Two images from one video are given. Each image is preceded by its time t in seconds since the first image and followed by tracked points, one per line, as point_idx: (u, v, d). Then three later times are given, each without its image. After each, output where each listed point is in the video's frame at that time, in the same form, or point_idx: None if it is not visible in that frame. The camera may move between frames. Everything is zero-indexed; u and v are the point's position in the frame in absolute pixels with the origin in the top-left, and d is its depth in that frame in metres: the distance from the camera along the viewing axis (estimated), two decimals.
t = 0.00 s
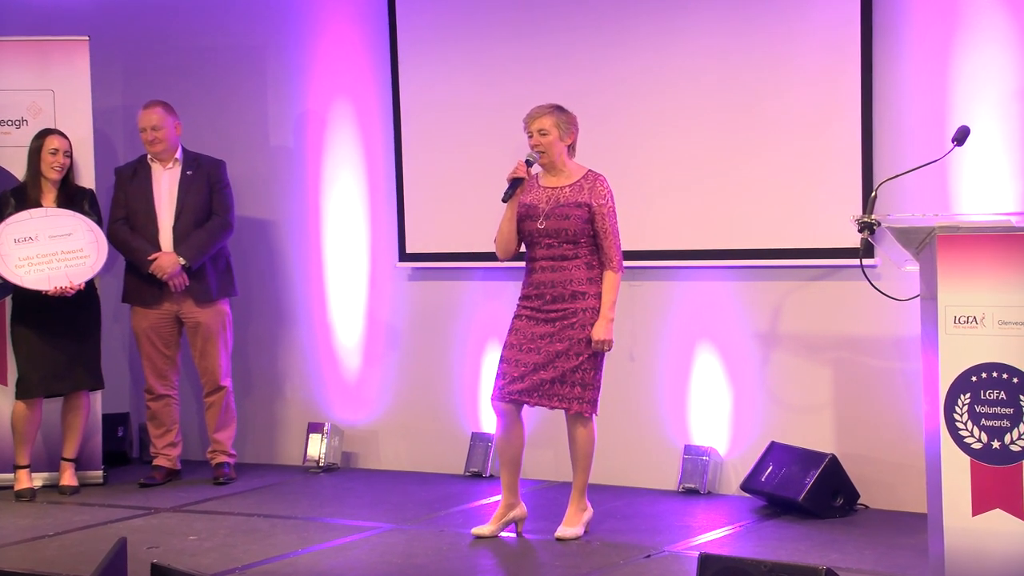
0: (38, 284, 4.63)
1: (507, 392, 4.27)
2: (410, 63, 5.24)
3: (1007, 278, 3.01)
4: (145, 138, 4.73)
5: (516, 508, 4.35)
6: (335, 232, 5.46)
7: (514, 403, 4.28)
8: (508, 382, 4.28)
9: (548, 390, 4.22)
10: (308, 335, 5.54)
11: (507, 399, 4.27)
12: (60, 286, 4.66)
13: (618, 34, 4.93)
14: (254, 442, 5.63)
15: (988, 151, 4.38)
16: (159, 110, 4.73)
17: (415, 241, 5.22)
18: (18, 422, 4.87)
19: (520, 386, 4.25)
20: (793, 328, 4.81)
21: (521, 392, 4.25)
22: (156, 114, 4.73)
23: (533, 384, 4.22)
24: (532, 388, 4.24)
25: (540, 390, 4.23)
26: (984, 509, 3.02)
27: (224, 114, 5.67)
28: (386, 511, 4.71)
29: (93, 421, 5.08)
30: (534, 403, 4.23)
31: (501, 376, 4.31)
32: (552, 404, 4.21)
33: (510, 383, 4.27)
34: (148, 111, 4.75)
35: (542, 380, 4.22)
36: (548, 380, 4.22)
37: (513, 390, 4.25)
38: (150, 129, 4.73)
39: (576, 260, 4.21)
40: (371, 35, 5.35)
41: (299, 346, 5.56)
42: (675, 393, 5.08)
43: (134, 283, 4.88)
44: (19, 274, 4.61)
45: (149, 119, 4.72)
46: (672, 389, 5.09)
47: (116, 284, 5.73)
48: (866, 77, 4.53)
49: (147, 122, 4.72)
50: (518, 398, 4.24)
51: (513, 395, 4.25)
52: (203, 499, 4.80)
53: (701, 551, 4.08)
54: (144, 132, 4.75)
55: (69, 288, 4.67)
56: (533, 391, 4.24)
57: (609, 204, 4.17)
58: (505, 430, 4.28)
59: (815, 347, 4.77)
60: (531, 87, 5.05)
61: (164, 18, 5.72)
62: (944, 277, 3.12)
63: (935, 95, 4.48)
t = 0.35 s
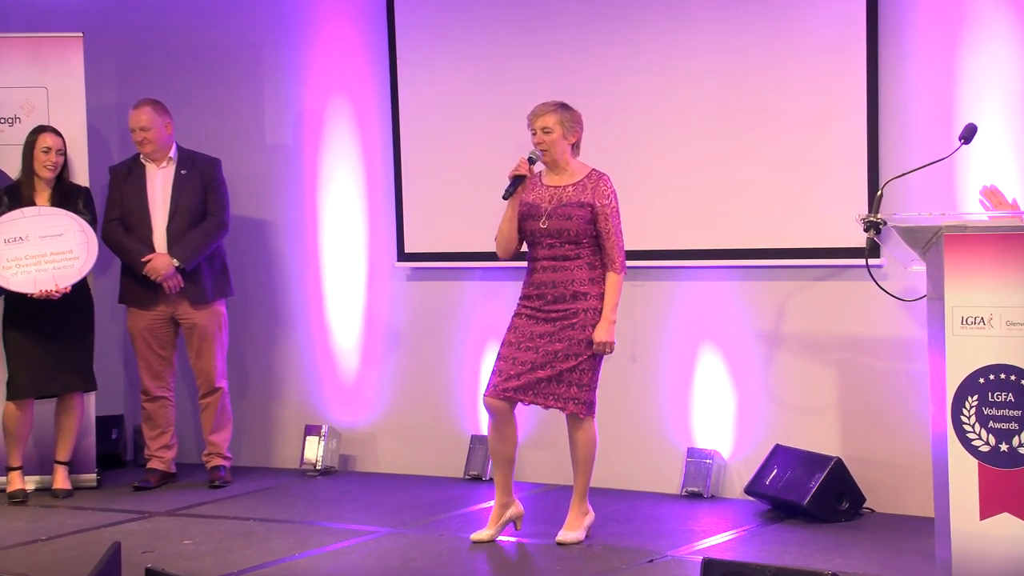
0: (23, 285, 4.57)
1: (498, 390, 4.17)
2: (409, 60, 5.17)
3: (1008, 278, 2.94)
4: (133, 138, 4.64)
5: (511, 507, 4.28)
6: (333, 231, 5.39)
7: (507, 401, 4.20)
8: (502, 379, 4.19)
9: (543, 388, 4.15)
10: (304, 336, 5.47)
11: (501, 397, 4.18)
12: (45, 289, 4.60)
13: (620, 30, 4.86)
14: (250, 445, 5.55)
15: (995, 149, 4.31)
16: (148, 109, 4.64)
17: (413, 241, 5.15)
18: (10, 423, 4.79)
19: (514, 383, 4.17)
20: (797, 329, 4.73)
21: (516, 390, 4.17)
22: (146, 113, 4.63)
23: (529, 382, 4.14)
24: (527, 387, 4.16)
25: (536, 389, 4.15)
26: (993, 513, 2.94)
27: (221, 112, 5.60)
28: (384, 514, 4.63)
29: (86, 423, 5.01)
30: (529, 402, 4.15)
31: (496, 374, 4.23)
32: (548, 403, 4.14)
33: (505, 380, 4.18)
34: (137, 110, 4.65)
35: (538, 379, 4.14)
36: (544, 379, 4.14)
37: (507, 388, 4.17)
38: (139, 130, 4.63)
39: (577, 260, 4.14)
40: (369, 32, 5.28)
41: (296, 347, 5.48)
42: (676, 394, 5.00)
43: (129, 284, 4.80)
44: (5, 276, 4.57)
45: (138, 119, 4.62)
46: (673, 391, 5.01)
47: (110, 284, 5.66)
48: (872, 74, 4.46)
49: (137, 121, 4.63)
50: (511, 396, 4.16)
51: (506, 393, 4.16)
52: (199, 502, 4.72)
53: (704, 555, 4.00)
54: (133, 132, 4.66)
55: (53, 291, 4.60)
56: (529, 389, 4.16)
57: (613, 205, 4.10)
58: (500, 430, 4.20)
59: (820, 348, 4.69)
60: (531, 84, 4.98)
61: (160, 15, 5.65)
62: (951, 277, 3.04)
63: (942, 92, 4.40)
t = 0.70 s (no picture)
0: (10, 284, 4.46)
1: (509, 396, 4.09)
2: (406, 55, 5.07)
3: (1006, 278, 2.92)
4: (126, 136, 4.53)
5: (516, 517, 4.17)
6: (329, 230, 5.28)
7: (517, 407, 4.11)
8: (511, 386, 4.10)
9: (550, 394, 4.04)
10: (300, 338, 5.36)
11: (510, 404, 4.09)
12: (31, 288, 4.49)
13: (622, 24, 4.75)
14: (244, 448, 5.44)
15: (1006, 146, 4.20)
16: (139, 106, 4.52)
17: (411, 241, 5.05)
18: None
19: (522, 390, 4.07)
20: (803, 330, 4.62)
21: (523, 397, 4.07)
22: (137, 111, 4.52)
23: (536, 389, 4.05)
24: (534, 393, 4.06)
25: (543, 394, 4.05)
26: (1003, 518, 2.92)
27: (214, 108, 5.49)
28: (381, 520, 4.53)
29: (75, 427, 4.91)
30: (536, 408, 4.06)
31: (503, 380, 4.13)
32: (556, 409, 4.03)
33: (513, 387, 4.09)
34: (127, 108, 4.53)
35: (545, 384, 4.05)
36: (551, 384, 4.04)
37: (515, 394, 4.08)
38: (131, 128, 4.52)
39: (580, 260, 4.03)
40: (366, 26, 5.17)
41: (292, 349, 5.37)
42: (681, 397, 4.89)
43: (120, 285, 4.69)
44: None
45: (130, 117, 4.51)
46: (677, 394, 4.90)
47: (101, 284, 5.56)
48: (880, 69, 4.35)
49: (128, 119, 4.52)
50: (519, 403, 4.07)
51: (515, 400, 4.08)
52: (191, 507, 4.62)
53: (709, 562, 3.89)
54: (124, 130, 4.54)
55: (41, 291, 4.49)
56: (535, 395, 4.06)
57: (615, 202, 3.99)
58: (505, 436, 4.11)
59: (826, 349, 4.59)
60: (531, 80, 4.87)
61: (152, 9, 5.55)
62: (965, 278, 2.97)
63: (952, 87, 4.30)
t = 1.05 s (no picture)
0: (3, 284, 4.37)
1: (508, 399, 3.99)
2: (404, 51, 4.97)
3: (1006, 277, 2.93)
4: (134, 131, 4.42)
5: (517, 522, 4.06)
6: (325, 229, 5.18)
7: (515, 411, 4.00)
8: (510, 388, 4.00)
9: (551, 397, 3.94)
10: (295, 339, 5.25)
11: (508, 407, 3.99)
12: (25, 286, 4.40)
13: (623, 18, 4.65)
14: (239, 451, 5.33)
15: (1018, 143, 4.10)
16: (137, 100, 4.44)
17: (409, 240, 4.94)
18: None
19: (522, 392, 3.97)
20: (809, 331, 4.52)
21: (523, 399, 3.97)
22: (137, 104, 4.43)
23: (536, 391, 3.95)
24: (534, 396, 3.96)
25: (543, 397, 3.95)
26: (1013, 522, 2.92)
27: (208, 105, 5.39)
28: (378, 525, 4.43)
29: (66, 430, 4.81)
30: (537, 411, 3.95)
31: (501, 382, 4.03)
32: (556, 412, 3.93)
33: (513, 389, 3.99)
34: (124, 103, 4.42)
35: (545, 386, 3.95)
36: (551, 387, 3.93)
37: (513, 397, 3.97)
38: (136, 121, 4.42)
39: (580, 259, 3.93)
40: (362, 21, 5.07)
41: (287, 350, 5.27)
42: (684, 400, 4.79)
43: (111, 285, 4.58)
44: None
45: (132, 110, 4.41)
46: (681, 396, 4.80)
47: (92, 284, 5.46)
48: (889, 64, 4.25)
49: (131, 114, 4.41)
50: (518, 405, 3.96)
51: (514, 402, 3.97)
52: (184, 513, 4.51)
53: (714, 569, 3.79)
54: (126, 126, 4.43)
55: (35, 288, 4.41)
56: (535, 398, 3.96)
57: (616, 200, 3.89)
58: (505, 438, 4.00)
59: (833, 351, 4.48)
60: (530, 75, 4.77)
61: (144, 4, 5.45)
62: (978, 274, 2.97)
63: (962, 82, 4.19)
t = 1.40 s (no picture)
0: None
1: (505, 400, 3.93)
2: (402, 49, 4.91)
3: (1012, 277, 2.88)
4: (132, 128, 4.37)
5: (516, 525, 4.01)
6: (322, 229, 5.12)
7: (512, 412, 3.94)
8: (507, 389, 3.94)
9: (549, 398, 3.88)
10: (292, 341, 5.19)
11: (506, 409, 3.93)
12: (20, 290, 4.35)
13: (624, 16, 4.59)
14: (235, 454, 5.27)
15: None
16: (133, 97, 4.39)
17: (407, 241, 4.88)
18: None
19: (520, 394, 3.91)
20: (813, 333, 4.46)
21: (520, 400, 3.90)
22: (132, 101, 4.38)
23: (534, 392, 3.88)
24: (532, 397, 3.89)
25: (541, 398, 3.89)
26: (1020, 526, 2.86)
27: (203, 104, 5.33)
28: (377, 529, 4.37)
29: (61, 432, 4.75)
30: (535, 413, 3.89)
31: (499, 383, 3.96)
32: (554, 413, 3.87)
33: (510, 390, 3.93)
34: (120, 101, 4.36)
35: (543, 388, 3.88)
36: (550, 389, 3.87)
37: (511, 398, 3.91)
38: (134, 119, 4.37)
39: (581, 261, 3.87)
40: (360, 18, 5.01)
41: (284, 352, 5.21)
42: (686, 402, 4.73)
43: (105, 284, 4.52)
44: None
45: (128, 107, 4.35)
46: (683, 398, 4.74)
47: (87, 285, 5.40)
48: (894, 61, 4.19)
49: (128, 111, 4.36)
50: (516, 407, 3.90)
51: (512, 404, 3.91)
52: (180, 517, 4.46)
53: (717, 573, 3.73)
54: (123, 125, 4.37)
55: (30, 292, 4.35)
56: (533, 399, 3.89)
57: (617, 200, 3.83)
58: (503, 440, 3.95)
59: (837, 353, 4.42)
60: (530, 74, 4.71)
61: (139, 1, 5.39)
62: (984, 274, 2.90)
63: (968, 80, 4.13)
